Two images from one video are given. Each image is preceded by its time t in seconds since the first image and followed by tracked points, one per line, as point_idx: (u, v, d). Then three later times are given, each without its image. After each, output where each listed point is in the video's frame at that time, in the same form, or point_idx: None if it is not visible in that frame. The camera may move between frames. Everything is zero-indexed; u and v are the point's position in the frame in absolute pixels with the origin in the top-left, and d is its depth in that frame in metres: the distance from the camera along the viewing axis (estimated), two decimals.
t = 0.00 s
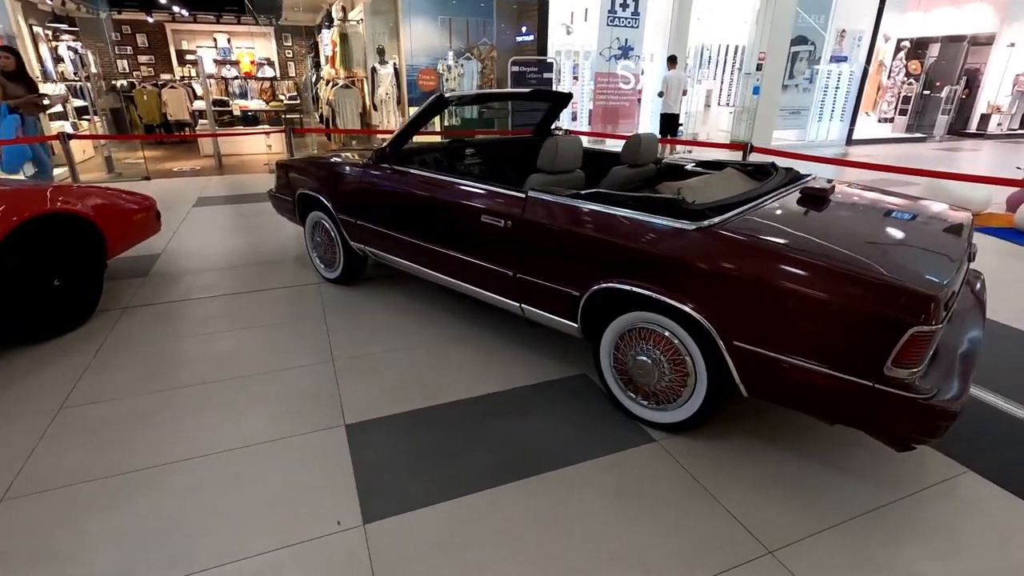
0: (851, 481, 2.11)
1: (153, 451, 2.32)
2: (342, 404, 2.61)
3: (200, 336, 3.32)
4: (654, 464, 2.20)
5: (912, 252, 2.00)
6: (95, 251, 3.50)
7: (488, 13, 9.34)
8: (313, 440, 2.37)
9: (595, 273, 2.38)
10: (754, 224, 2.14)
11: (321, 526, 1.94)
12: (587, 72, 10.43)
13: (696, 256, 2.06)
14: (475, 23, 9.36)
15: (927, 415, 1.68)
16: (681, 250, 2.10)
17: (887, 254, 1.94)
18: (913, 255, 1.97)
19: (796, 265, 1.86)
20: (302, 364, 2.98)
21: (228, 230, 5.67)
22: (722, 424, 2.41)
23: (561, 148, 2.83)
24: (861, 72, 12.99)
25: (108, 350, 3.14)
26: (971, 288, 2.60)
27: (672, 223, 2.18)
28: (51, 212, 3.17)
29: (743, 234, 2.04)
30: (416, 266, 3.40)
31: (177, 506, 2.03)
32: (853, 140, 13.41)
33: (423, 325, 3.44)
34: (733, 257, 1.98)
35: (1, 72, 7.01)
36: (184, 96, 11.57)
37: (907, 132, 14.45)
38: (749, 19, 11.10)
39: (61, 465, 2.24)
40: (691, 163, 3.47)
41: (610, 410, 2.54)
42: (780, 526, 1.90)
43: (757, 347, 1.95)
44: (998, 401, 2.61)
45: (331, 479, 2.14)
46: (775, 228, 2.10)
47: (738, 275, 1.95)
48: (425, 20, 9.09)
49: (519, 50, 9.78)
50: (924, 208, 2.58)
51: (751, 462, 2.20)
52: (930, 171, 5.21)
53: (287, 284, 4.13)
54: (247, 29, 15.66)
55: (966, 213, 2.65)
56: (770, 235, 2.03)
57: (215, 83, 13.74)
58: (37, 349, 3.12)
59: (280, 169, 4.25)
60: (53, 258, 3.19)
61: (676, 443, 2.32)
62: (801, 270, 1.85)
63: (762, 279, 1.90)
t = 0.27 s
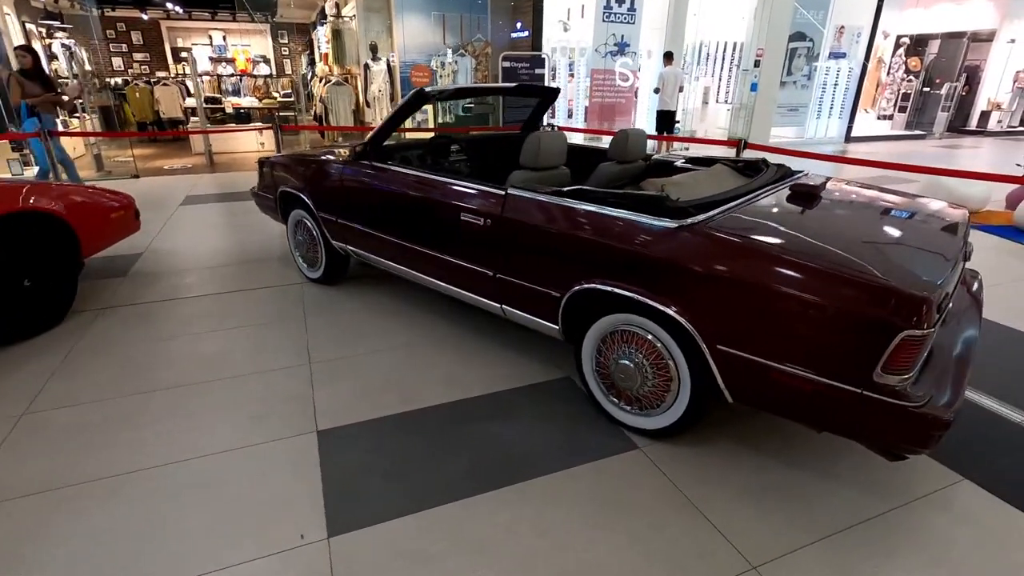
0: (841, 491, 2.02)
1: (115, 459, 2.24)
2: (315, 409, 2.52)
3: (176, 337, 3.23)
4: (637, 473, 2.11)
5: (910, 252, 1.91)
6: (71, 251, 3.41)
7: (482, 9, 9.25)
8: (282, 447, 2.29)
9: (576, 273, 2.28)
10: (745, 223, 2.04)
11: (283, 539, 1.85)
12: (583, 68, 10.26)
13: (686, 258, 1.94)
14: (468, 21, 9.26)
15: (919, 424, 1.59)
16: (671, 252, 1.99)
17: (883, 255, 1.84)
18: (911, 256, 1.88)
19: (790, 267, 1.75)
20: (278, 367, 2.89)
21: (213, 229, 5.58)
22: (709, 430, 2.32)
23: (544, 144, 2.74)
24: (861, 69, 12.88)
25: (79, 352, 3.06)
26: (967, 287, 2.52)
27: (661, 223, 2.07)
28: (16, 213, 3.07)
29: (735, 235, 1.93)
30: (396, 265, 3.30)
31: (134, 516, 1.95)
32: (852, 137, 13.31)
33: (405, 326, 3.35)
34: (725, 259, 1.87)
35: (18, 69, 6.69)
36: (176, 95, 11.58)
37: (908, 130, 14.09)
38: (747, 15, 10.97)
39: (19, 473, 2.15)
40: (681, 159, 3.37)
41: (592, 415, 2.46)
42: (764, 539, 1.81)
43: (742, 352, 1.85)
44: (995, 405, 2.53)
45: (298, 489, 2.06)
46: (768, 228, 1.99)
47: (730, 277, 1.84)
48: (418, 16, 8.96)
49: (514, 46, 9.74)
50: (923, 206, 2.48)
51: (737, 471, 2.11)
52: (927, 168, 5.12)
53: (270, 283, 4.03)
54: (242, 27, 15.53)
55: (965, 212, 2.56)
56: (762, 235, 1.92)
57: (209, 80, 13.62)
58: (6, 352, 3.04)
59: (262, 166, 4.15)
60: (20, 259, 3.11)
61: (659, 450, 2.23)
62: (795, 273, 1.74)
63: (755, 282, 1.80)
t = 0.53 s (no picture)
0: (835, 512, 1.91)
1: (71, 476, 2.13)
2: (286, 422, 2.41)
3: (149, 344, 3.12)
4: (619, 491, 2.00)
5: (910, 256, 1.79)
6: (41, 253, 3.29)
7: (478, 5, 9.12)
8: (248, 463, 2.18)
9: (557, 280, 2.17)
10: (744, 227, 1.92)
11: (240, 566, 1.74)
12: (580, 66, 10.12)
13: (683, 267, 1.80)
14: (464, 17, 9.10)
15: (919, 447, 1.47)
16: (667, 260, 1.84)
17: (881, 259, 1.72)
18: (914, 261, 1.75)
19: (788, 276, 1.63)
20: (251, 376, 2.78)
21: (199, 230, 5.47)
22: (697, 446, 2.20)
23: (527, 144, 2.61)
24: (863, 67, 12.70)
25: (47, 361, 2.95)
26: (970, 292, 2.39)
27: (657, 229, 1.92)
28: None
29: (732, 241, 1.80)
30: (377, 268, 3.19)
31: (85, 540, 1.84)
32: (854, 136, 13.14)
33: (387, 333, 3.23)
34: (724, 267, 1.73)
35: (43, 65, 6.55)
36: (169, 93, 11.55)
37: (909, 127, 14.01)
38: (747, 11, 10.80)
39: None
40: (672, 159, 3.25)
41: (574, 429, 2.34)
42: (752, 568, 1.70)
43: (731, 367, 1.74)
44: (997, 417, 2.41)
45: (261, 510, 1.95)
46: (768, 234, 1.86)
47: (729, 290, 1.70)
48: (413, 12, 8.82)
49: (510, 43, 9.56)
50: (923, 207, 2.35)
51: (726, 489, 2.00)
52: (930, 167, 4.98)
53: (250, 287, 3.91)
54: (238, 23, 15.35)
55: (969, 213, 2.43)
56: (760, 241, 1.79)
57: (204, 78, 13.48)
58: None
59: (244, 166, 4.04)
60: None
61: (645, 467, 2.11)
62: (793, 282, 1.61)
63: (752, 292, 1.66)
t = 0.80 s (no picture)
0: (821, 525, 1.84)
1: (38, 486, 2.07)
2: (261, 430, 2.36)
3: (128, 347, 3.07)
4: (599, 503, 1.94)
5: (907, 261, 1.72)
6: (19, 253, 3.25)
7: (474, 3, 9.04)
8: (220, 474, 2.12)
9: (536, 285, 2.11)
10: (739, 231, 1.84)
11: None
12: (578, 64, 10.06)
13: (677, 276, 1.71)
14: (460, 14, 9.01)
15: (904, 464, 1.41)
16: (663, 267, 1.75)
17: (878, 265, 1.64)
18: (910, 266, 1.68)
19: (781, 285, 1.55)
20: (229, 382, 2.72)
21: (188, 229, 5.40)
22: (681, 455, 2.14)
23: (510, 145, 2.55)
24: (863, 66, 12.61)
25: (23, 364, 2.89)
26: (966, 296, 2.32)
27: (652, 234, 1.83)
28: None
29: (727, 248, 1.72)
30: (360, 270, 3.12)
31: (46, 555, 1.78)
32: (854, 135, 13.04)
33: (369, 337, 3.18)
34: (719, 275, 1.64)
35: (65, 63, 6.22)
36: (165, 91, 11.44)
37: (909, 126, 13.96)
38: (747, 9, 10.70)
39: None
40: (661, 160, 3.19)
41: (555, 437, 2.28)
42: None
43: (713, 378, 1.68)
44: (992, 424, 2.35)
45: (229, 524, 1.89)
46: (766, 240, 1.78)
47: (724, 300, 1.62)
48: (408, 10, 8.76)
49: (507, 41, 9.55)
50: (921, 210, 2.28)
51: (709, 501, 1.94)
52: (930, 168, 4.89)
53: (234, 289, 3.85)
54: (236, 22, 15.20)
55: (963, 215, 2.36)
56: (755, 247, 1.72)
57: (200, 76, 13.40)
58: None
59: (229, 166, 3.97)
60: None
61: (626, 477, 2.05)
62: (785, 291, 1.53)
63: (743, 302, 1.58)
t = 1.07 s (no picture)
0: (794, 532, 1.81)
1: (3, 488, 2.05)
2: (232, 433, 2.33)
3: (105, 346, 3.04)
4: (568, 508, 1.91)
5: (900, 264, 1.68)
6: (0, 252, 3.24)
7: None
8: (187, 478, 2.09)
9: (508, 285, 2.07)
10: (726, 232, 1.79)
11: None
12: (574, 62, 10.05)
13: (667, 283, 1.62)
14: (455, 11, 8.98)
15: (874, 472, 1.37)
16: (655, 273, 1.65)
17: (870, 267, 1.61)
18: (900, 270, 1.65)
19: (760, 290, 1.48)
20: (203, 382, 2.70)
21: (175, 227, 5.37)
22: (655, 459, 2.11)
23: (487, 143, 2.50)
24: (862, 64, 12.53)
25: None
26: (951, 297, 2.28)
27: (644, 239, 1.74)
28: None
29: (717, 254, 1.63)
30: (339, 270, 3.08)
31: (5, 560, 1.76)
32: (852, 134, 12.96)
33: (349, 336, 3.14)
34: (709, 282, 1.56)
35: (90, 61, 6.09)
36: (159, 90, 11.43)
37: (909, 125, 13.89)
38: (744, 6, 10.65)
39: None
40: (645, 159, 3.14)
41: (529, 440, 2.24)
42: None
43: (680, 382, 1.64)
44: (974, 428, 2.31)
45: (193, 529, 1.87)
46: (759, 245, 1.70)
47: (716, 310, 1.53)
48: (403, 7, 8.72)
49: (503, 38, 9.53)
50: (910, 210, 2.23)
51: (680, 506, 1.90)
52: (926, 168, 4.82)
53: (216, 288, 3.82)
54: (234, 20, 14.90)
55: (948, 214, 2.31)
56: (747, 252, 1.65)
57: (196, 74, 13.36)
58: None
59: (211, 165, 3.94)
60: None
61: (599, 481, 2.02)
62: (754, 293, 1.49)
63: (731, 310, 1.50)
